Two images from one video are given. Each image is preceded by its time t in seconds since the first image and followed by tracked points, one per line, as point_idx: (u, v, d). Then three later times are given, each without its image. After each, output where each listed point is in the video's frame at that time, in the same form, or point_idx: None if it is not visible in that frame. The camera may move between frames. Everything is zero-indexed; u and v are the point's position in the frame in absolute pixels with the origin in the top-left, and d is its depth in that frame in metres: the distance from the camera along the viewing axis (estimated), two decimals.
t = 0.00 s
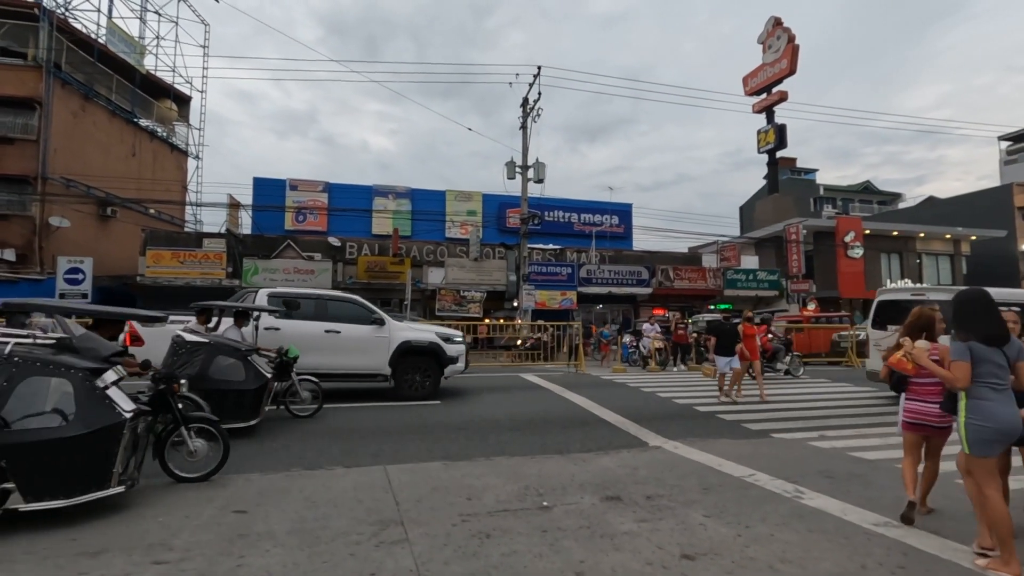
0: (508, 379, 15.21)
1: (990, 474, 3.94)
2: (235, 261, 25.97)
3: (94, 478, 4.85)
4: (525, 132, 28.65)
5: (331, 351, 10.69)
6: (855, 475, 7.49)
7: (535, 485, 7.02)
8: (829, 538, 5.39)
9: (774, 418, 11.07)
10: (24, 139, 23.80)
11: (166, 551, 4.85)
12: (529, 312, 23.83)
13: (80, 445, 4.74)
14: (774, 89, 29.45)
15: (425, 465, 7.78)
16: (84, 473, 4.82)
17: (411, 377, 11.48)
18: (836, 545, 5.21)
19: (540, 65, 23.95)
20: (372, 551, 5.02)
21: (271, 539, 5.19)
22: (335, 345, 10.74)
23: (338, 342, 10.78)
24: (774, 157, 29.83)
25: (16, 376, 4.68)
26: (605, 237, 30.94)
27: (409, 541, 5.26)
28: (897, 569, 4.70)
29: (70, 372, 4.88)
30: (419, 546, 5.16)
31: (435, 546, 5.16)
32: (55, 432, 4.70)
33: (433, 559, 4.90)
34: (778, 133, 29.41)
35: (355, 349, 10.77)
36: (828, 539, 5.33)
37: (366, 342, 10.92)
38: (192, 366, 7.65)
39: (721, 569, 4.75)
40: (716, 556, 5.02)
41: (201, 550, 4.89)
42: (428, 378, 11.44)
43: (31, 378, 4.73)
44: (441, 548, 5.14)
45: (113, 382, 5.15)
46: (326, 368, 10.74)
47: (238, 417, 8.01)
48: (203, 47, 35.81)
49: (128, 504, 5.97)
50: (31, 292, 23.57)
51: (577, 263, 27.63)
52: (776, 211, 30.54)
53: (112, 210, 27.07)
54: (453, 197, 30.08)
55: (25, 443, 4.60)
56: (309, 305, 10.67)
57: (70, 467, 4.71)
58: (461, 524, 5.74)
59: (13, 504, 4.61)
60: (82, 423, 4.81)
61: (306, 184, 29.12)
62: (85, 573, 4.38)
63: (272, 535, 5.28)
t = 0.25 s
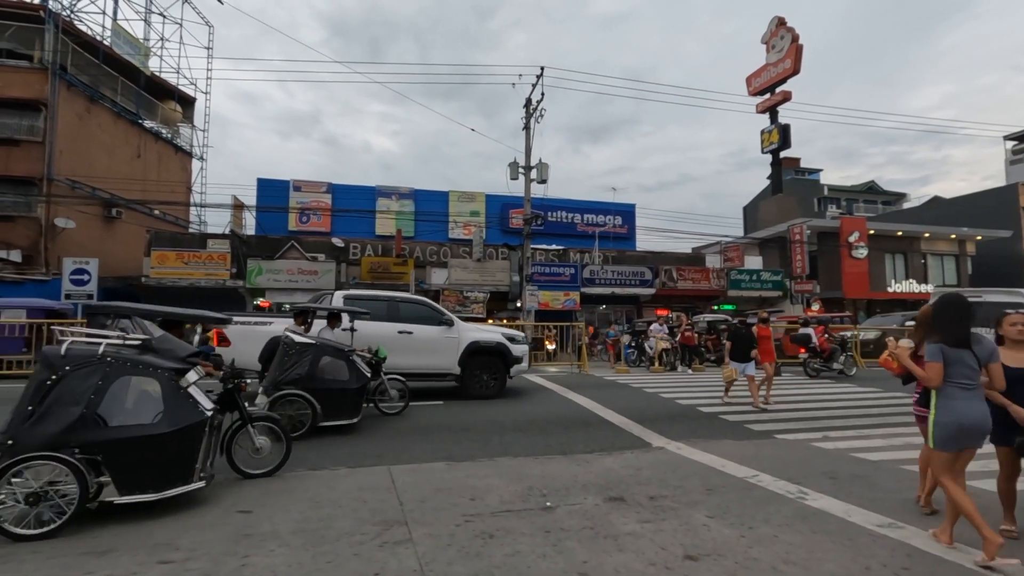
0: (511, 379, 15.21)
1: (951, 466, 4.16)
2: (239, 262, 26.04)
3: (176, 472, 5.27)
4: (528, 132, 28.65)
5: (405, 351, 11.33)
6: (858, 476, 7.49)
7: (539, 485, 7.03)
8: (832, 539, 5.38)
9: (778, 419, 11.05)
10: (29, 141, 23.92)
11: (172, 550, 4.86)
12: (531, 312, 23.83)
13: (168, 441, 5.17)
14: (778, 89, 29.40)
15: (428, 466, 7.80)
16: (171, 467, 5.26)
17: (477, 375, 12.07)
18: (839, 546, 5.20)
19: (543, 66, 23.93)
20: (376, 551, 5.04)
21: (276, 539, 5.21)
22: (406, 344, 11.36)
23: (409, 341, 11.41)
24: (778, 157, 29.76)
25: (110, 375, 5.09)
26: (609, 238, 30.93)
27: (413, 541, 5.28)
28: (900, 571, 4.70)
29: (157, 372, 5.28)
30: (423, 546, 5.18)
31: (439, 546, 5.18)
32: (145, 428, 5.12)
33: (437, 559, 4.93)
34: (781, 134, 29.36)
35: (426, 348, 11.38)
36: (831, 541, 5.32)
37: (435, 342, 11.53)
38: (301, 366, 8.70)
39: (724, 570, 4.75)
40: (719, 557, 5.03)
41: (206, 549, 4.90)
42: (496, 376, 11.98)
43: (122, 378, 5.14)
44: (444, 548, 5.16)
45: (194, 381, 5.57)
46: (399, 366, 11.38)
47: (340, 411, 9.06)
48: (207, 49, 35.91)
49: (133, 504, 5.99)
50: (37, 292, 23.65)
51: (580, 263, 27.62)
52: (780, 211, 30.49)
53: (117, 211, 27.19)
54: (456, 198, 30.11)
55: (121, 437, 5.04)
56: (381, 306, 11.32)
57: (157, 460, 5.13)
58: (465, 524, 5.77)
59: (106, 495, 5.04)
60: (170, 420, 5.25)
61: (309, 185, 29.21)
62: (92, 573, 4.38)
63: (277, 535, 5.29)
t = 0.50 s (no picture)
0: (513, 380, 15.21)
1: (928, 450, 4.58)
2: (241, 262, 26.05)
3: (238, 466, 5.59)
4: (530, 133, 28.64)
5: (473, 350, 11.76)
6: (861, 477, 7.49)
7: (541, 486, 7.04)
8: (834, 539, 5.38)
9: (779, 419, 11.06)
10: (32, 141, 23.96)
11: (175, 550, 4.87)
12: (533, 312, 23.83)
13: (233, 437, 5.50)
14: (779, 89, 29.39)
15: (430, 466, 7.81)
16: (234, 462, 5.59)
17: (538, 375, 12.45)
18: (842, 547, 5.19)
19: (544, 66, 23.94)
20: (378, 550, 5.05)
21: (279, 538, 5.21)
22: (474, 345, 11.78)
23: (475, 342, 11.85)
24: (779, 157, 29.76)
25: (179, 375, 5.40)
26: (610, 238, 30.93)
27: (415, 541, 5.29)
28: (903, 572, 4.70)
29: (222, 371, 5.60)
30: (425, 545, 5.19)
31: (442, 546, 5.20)
32: (213, 425, 5.45)
33: (439, 558, 4.94)
34: (783, 133, 29.35)
35: (491, 348, 11.80)
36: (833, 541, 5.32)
37: (499, 342, 11.95)
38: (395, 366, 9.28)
39: (725, 570, 4.76)
40: (721, 557, 5.03)
41: (209, 549, 4.91)
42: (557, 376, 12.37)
43: (189, 377, 5.46)
44: (446, 547, 5.17)
45: (253, 379, 5.91)
46: (466, 366, 11.84)
47: (430, 410, 9.55)
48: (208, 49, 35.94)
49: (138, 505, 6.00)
50: (39, 293, 23.64)
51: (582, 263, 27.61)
52: (782, 211, 30.48)
53: (119, 212, 27.24)
54: (458, 198, 30.13)
55: (190, 433, 5.36)
56: (448, 306, 11.75)
57: (223, 457, 5.46)
58: (468, 524, 5.79)
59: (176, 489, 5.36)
60: (234, 417, 5.58)
61: (311, 186, 29.25)
62: (96, 573, 4.39)
63: (279, 535, 5.30)
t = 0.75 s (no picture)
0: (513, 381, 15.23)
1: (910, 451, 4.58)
2: (241, 262, 26.06)
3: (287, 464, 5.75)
4: (530, 133, 28.63)
5: (535, 351, 12.03)
6: (860, 477, 7.49)
7: (541, 487, 7.05)
8: (834, 540, 5.39)
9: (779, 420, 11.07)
10: (32, 142, 23.95)
11: (176, 550, 4.88)
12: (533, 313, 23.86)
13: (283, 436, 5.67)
14: (779, 89, 29.40)
15: (431, 467, 7.82)
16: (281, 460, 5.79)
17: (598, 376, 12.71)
18: (840, 549, 5.20)
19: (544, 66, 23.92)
20: (379, 551, 5.05)
21: (279, 539, 5.22)
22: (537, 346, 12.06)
23: (538, 342, 12.11)
24: (779, 157, 29.77)
25: (232, 374, 5.58)
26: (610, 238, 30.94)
27: (416, 541, 5.30)
28: (902, 573, 4.70)
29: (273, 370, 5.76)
30: (425, 546, 5.20)
31: (443, 547, 5.20)
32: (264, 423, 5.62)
33: (440, 559, 4.95)
34: (783, 134, 29.36)
35: (553, 349, 12.07)
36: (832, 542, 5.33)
37: (561, 343, 12.22)
38: (472, 365, 9.49)
39: (725, 571, 4.77)
40: (721, 558, 5.03)
41: (210, 549, 4.92)
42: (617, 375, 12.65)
43: (240, 376, 5.63)
44: (447, 548, 5.17)
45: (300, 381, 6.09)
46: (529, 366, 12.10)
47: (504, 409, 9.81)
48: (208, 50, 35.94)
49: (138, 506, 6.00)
50: (40, 293, 23.63)
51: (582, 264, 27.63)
52: (782, 212, 30.50)
53: (119, 212, 27.24)
54: (458, 198, 30.14)
55: (243, 431, 5.54)
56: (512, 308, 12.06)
57: (273, 455, 5.62)
58: (468, 525, 5.80)
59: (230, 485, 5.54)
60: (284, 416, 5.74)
61: (311, 186, 29.25)
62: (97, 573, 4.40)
63: (279, 536, 5.30)
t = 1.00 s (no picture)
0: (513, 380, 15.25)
1: (922, 447, 4.55)
2: (239, 262, 26.04)
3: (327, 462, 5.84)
4: (529, 133, 28.62)
5: (591, 350, 12.18)
6: (859, 478, 7.50)
7: (540, 487, 7.05)
8: (832, 540, 5.40)
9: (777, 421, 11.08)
10: (30, 141, 23.91)
11: (175, 551, 4.87)
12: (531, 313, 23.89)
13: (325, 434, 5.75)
14: (778, 90, 29.43)
15: (430, 467, 7.81)
16: (322, 457, 5.89)
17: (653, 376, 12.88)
18: (839, 549, 5.20)
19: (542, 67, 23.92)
20: (378, 552, 5.06)
21: (278, 539, 5.21)
22: (593, 346, 12.23)
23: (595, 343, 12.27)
24: (778, 158, 29.81)
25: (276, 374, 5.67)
26: (609, 239, 30.97)
27: (415, 542, 5.30)
28: (901, 573, 4.71)
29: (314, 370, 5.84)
30: (424, 547, 5.20)
31: (442, 547, 5.21)
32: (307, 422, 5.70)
33: (439, 560, 4.95)
34: (781, 135, 29.40)
35: (610, 349, 12.24)
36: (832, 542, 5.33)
37: (619, 344, 12.39)
38: (531, 365, 9.78)
39: (725, 571, 4.77)
40: (720, 559, 5.04)
41: (209, 549, 4.91)
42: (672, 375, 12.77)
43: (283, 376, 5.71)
44: (445, 549, 5.17)
45: (339, 379, 6.19)
46: (584, 366, 12.25)
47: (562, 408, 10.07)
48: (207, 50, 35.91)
49: (138, 506, 5.98)
50: (37, 293, 23.56)
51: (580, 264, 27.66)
52: (781, 212, 30.55)
53: (117, 212, 27.20)
54: (456, 199, 30.14)
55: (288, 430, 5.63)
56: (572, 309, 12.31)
57: (315, 452, 5.71)
58: (468, 525, 5.80)
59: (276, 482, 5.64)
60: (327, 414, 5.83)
61: (309, 186, 29.24)
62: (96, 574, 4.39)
63: (279, 535, 5.30)
